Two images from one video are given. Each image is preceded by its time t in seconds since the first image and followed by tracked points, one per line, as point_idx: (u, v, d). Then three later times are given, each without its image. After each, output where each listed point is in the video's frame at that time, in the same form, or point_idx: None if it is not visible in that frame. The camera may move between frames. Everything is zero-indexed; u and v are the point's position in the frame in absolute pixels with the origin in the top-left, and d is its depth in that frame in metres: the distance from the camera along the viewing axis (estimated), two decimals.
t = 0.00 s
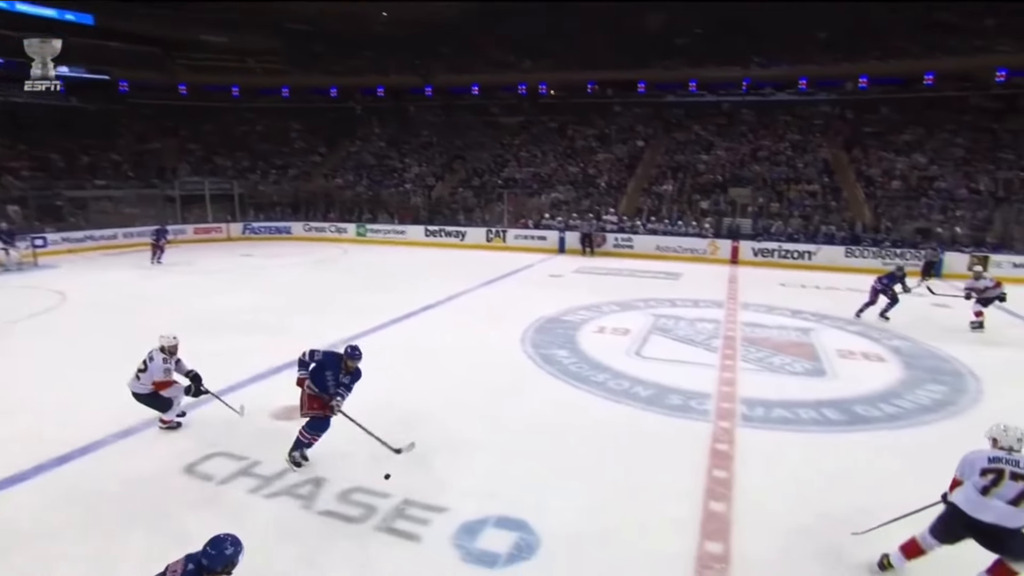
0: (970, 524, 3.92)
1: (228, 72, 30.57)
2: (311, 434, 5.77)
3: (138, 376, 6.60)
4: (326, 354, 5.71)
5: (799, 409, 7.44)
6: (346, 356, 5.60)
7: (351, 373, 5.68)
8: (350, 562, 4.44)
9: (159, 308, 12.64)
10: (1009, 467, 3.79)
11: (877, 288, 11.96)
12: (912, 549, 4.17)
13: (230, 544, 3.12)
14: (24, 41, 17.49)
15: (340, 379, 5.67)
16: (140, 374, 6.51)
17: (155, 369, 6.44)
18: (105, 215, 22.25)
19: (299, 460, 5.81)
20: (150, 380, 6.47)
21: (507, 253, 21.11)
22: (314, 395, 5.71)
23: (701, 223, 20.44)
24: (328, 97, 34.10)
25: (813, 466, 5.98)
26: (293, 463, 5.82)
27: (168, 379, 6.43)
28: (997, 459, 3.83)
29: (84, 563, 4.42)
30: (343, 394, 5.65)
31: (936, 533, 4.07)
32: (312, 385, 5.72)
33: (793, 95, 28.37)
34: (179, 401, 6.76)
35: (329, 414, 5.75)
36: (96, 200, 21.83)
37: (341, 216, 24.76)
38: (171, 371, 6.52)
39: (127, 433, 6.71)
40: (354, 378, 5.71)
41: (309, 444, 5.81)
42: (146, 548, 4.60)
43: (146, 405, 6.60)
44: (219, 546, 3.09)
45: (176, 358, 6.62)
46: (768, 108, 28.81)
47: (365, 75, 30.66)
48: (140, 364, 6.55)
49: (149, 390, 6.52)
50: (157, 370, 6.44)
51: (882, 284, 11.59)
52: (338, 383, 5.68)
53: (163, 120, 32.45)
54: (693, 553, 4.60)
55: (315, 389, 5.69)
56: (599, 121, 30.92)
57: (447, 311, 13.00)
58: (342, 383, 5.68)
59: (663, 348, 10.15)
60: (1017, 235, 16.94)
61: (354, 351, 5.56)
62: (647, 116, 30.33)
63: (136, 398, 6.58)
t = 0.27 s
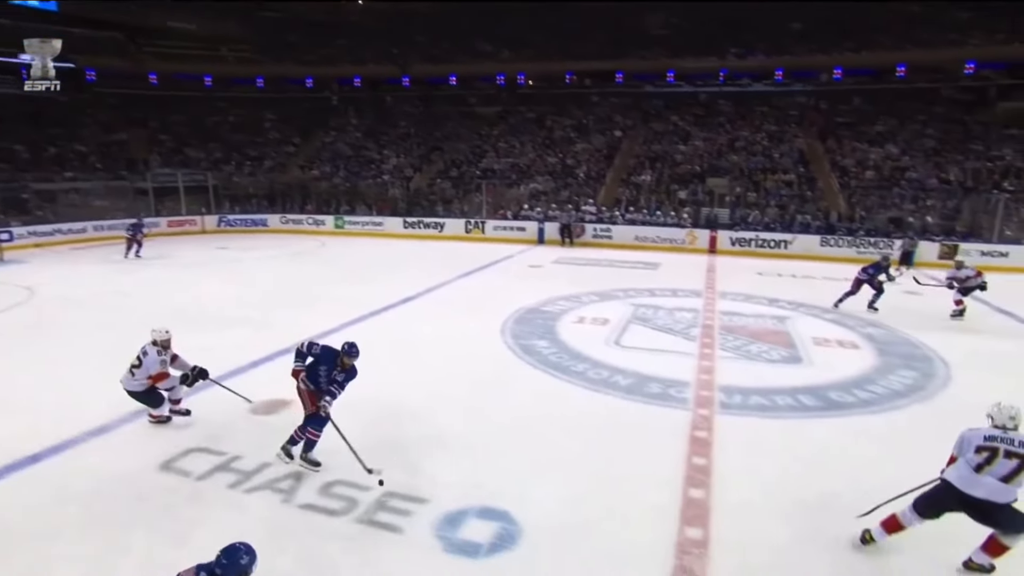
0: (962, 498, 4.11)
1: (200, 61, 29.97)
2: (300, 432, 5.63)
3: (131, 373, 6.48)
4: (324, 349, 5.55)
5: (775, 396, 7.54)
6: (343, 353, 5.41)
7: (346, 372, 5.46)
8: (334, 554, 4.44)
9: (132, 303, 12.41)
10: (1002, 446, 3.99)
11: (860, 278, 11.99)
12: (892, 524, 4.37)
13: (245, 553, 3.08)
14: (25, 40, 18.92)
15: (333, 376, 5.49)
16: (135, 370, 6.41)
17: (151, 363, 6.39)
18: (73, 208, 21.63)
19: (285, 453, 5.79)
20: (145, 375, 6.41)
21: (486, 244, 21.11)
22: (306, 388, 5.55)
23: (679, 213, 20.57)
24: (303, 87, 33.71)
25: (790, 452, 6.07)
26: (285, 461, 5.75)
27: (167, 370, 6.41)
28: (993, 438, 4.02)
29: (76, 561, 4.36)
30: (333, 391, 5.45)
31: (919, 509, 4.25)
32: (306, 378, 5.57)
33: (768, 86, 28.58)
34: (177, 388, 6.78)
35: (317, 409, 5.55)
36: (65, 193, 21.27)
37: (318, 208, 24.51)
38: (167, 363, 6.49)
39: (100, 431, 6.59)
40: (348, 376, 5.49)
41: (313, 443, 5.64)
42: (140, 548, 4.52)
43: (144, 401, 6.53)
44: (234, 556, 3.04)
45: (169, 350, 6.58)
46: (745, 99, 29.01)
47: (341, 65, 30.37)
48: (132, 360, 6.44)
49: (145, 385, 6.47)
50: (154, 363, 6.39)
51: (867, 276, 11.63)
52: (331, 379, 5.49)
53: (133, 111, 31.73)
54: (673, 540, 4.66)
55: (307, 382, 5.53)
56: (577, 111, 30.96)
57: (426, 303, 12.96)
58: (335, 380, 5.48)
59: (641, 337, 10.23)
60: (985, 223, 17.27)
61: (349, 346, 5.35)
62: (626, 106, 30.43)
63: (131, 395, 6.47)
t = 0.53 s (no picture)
0: (954, 472, 4.23)
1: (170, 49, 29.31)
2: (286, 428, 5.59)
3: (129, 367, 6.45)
4: (324, 343, 5.37)
5: (753, 383, 7.66)
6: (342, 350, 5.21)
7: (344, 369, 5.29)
8: (319, 548, 4.42)
9: (103, 298, 12.14)
10: (999, 422, 4.08)
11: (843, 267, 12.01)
12: (883, 500, 4.51)
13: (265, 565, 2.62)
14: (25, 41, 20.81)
15: (331, 371, 5.30)
16: (131, 364, 6.36)
17: (145, 355, 6.30)
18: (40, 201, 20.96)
19: (268, 450, 5.71)
20: (141, 367, 6.36)
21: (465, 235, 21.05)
22: (305, 380, 5.39)
23: (656, 202, 20.72)
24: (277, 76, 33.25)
25: (766, 438, 6.16)
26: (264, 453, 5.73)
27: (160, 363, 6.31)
28: (989, 414, 4.10)
29: (54, 563, 4.26)
30: (330, 386, 5.27)
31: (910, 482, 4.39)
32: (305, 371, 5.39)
33: (745, 76, 28.48)
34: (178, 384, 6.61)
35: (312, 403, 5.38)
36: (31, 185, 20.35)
37: (293, 200, 24.22)
38: (162, 356, 6.38)
39: (72, 428, 6.47)
40: (347, 373, 5.31)
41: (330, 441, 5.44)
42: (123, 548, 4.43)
43: (142, 395, 6.47)
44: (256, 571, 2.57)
45: (167, 343, 6.47)
46: (722, 89, 29.20)
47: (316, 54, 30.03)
48: (128, 354, 6.40)
49: (142, 378, 6.41)
50: (147, 355, 6.31)
51: (852, 266, 11.64)
52: (329, 375, 5.33)
53: (101, 100, 30.94)
54: (652, 526, 4.71)
55: (305, 375, 5.36)
56: (554, 101, 30.98)
57: (405, 294, 12.90)
58: (334, 375, 5.29)
59: (621, 326, 10.30)
60: (954, 211, 17.60)
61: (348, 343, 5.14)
62: (603, 96, 30.49)
63: (130, 389, 6.43)
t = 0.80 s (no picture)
0: (947, 448, 4.38)
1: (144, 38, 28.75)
2: (282, 421, 5.51)
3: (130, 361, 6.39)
4: (326, 339, 5.29)
5: (734, 371, 7.76)
6: (344, 346, 5.12)
7: (347, 365, 5.23)
8: (313, 541, 4.41)
9: (78, 294, 11.90)
10: (996, 402, 4.21)
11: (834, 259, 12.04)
12: (887, 482, 4.61)
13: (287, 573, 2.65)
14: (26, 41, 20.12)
15: (334, 367, 5.24)
16: (129, 358, 6.28)
17: (141, 350, 6.19)
18: (9, 193, 20.64)
19: (260, 444, 5.67)
20: (137, 363, 6.25)
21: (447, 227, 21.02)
22: (306, 377, 5.34)
23: (638, 193, 20.79)
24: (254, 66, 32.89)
25: (747, 427, 6.23)
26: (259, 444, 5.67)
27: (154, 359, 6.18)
28: (988, 395, 4.23)
29: (32, 565, 4.18)
30: (332, 383, 5.23)
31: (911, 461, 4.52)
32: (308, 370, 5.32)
33: (725, 67, 29.14)
34: (178, 383, 6.46)
35: (311, 400, 5.33)
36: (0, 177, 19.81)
37: (274, 192, 23.94)
38: (158, 353, 6.24)
39: (50, 425, 6.37)
40: (349, 369, 5.25)
41: (338, 436, 5.46)
42: (104, 548, 4.36)
43: (139, 389, 6.38)
44: None
45: (166, 340, 6.34)
46: (703, 80, 29.32)
47: (295, 44, 29.78)
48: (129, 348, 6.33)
49: (139, 373, 6.31)
50: (143, 351, 6.19)
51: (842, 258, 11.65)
52: (331, 371, 5.28)
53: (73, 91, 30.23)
54: (636, 515, 4.75)
55: (308, 374, 5.31)
56: (535, 91, 30.94)
57: (387, 286, 12.83)
58: (336, 372, 5.25)
59: (603, 316, 10.35)
60: (929, 201, 17.89)
61: (350, 340, 5.04)
62: (585, 86, 30.53)
63: (127, 383, 6.36)
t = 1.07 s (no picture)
0: (942, 425, 4.58)
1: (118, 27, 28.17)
2: (283, 419, 5.32)
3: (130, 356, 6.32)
4: (329, 335, 5.22)
5: (716, 360, 7.85)
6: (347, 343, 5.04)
7: (351, 360, 5.16)
8: (306, 534, 4.41)
9: (53, 290, 11.68)
10: (992, 384, 4.40)
11: (826, 252, 11.98)
12: (900, 463, 4.68)
13: None
14: (26, 41, 20.98)
15: (336, 364, 5.15)
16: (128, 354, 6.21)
17: (137, 346, 6.08)
18: None
19: (261, 443, 5.47)
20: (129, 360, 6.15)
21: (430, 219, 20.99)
22: (309, 374, 5.28)
23: (621, 184, 20.86)
24: (232, 56, 32.45)
25: (729, 415, 6.31)
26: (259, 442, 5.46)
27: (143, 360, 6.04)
28: (985, 376, 4.42)
29: (9, 565, 4.12)
30: (335, 380, 5.14)
31: (915, 440, 4.72)
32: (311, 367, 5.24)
33: (707, 58, 29.30)
34: (174, 384, 6.34)
35: (311, 398, 5.16)
36: None
37: (254, 185, 23.67)
38: (150, 354, 6.08)
39: (27, 423, 6.28)
40: (352, 365, 5.19)
41: (347, 432, 5.48)
42: (84, 547, 4.30)
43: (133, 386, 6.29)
44: None
45: (164, 342, 6.18)
46: (684, 70, 29.43)
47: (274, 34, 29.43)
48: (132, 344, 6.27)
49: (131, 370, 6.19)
50: (137, 349, 6.08)
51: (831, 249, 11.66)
52: (334, 367, 5.18)
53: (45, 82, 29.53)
54: (620, 503, 4.80)
55: (310, 370, 5.23)
56: (518, 82, 30.87)
57: (369, 279, 12.79)
58: (338, 368, 5.16)
59: (586, 307, 10.40)
60: (906, 192, 18.16)
61: (356, 335, 4.98)
62: (566, 77, 30.52)
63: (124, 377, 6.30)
